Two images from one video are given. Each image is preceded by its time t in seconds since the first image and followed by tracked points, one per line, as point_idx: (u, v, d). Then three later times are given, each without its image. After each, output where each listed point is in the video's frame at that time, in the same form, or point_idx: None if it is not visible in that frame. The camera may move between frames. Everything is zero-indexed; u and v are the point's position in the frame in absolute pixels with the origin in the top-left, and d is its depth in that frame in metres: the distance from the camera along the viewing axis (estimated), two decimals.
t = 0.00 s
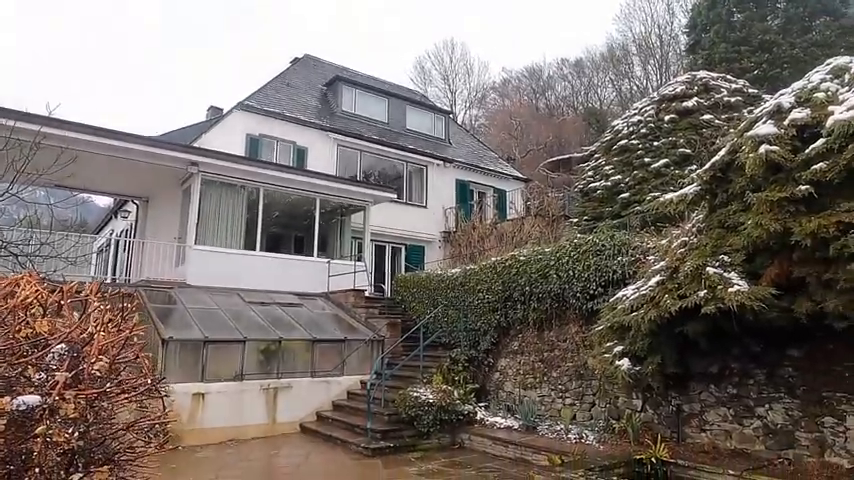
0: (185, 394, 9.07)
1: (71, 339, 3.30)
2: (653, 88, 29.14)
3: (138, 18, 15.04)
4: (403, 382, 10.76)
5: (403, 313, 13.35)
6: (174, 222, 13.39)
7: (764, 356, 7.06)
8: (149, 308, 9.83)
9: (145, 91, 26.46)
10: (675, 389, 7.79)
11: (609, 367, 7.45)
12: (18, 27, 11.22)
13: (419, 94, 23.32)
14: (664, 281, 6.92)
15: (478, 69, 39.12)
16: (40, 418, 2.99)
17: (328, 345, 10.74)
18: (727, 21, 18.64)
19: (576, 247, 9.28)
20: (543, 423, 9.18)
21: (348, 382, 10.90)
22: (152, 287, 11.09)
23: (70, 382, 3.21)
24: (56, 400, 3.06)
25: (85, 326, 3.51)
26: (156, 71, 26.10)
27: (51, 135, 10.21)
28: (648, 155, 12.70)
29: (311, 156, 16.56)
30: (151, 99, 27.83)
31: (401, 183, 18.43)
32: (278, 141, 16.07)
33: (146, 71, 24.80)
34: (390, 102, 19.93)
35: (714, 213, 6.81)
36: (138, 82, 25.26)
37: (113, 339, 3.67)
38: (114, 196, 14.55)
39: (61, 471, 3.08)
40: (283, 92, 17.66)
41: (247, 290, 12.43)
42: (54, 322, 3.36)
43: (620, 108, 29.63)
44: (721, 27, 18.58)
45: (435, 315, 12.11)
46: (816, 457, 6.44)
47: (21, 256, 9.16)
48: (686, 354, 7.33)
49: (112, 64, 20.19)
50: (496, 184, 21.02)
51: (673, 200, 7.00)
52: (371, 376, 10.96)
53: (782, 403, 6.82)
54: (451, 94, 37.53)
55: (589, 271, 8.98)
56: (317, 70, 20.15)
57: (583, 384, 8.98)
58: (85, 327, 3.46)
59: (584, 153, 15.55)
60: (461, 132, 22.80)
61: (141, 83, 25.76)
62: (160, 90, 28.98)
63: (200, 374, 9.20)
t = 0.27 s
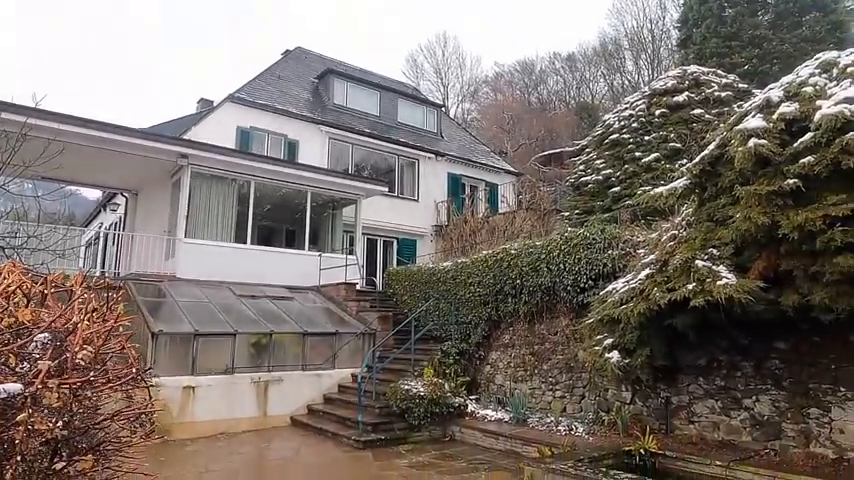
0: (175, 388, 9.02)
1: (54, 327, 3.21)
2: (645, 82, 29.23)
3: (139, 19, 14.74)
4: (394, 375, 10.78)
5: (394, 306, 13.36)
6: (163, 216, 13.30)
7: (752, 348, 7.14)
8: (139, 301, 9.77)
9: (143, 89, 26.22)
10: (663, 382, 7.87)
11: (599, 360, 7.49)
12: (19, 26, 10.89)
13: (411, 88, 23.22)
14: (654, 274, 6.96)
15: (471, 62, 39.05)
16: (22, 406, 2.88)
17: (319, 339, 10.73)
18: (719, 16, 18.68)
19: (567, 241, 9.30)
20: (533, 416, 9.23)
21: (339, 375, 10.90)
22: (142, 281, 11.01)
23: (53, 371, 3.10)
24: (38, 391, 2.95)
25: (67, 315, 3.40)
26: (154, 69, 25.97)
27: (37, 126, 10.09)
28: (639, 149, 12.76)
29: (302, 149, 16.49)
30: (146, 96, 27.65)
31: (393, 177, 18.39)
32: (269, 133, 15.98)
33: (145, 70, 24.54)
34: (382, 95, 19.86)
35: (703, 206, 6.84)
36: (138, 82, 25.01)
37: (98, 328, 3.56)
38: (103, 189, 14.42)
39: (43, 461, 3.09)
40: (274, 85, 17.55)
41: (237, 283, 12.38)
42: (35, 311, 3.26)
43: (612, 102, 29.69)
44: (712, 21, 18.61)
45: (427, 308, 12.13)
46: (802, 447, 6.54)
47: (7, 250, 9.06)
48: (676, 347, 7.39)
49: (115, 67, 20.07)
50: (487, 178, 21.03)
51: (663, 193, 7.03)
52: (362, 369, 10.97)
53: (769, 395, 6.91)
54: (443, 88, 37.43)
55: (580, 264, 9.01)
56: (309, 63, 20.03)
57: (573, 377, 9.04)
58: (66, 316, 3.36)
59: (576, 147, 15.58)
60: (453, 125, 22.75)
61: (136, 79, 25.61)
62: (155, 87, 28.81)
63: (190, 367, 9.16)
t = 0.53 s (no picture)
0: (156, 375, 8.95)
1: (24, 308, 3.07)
2: (628, 72, 29.38)
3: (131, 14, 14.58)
4: (377, 362, 10.81)
5: (377, 293, 13.36)
6: (142, 202, 13.09)
7: (727, 333, 7.29)
8: (118, 288, 9.63)
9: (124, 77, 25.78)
10: (642, 367, 8.01)
11: (579, 346, 7.59)
12: (14, 26, 10.22)
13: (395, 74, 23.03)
14: (633, 261, 7.05)
15: (455, 49, 38.84)
16: None
17: (301, 326, 10.71)
18: (701, 5, 18.77)
19: (549, 228, 9.37)
20: (514, 401, 9.34)
21: (322, 362, 10.91)
22: (120, 267, 10.84)
23: (23, 352, 2.97)
24: (8, 371, 2.79)
25: (37, 296, 3.26)
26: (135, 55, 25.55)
27: (10, 109, 9.84)
28: (621, 138, 12.86)
29: (284, 135, 16.31)
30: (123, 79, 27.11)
31: (376, 164, 18.27)
32: (250, 119, 15.78)
33: (131, 60, 24.19)
34: (365, 81, 19.66)
35: (682, 194, 6.92)
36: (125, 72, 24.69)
37: (71, 309, 3.43)
38: (80, 174, 14.14)
39: (13, 442, 2.99)
40: (256, 69, 17.30)
41: (218, 270, 12.26)
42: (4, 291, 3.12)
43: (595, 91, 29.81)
44: (694, 11, 18.71)
45: (410, 295, 12.16)
46: (774, 429, 6.73)
47: None
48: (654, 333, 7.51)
49: (113, 63, 19.96)
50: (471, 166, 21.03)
51: (643, 181, 7.10)
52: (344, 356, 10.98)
53: (743, 379, 7.08)
54: (427, 75, 37.23)
55: (561, 252, 9.09)
56: (291, 47, 19.76)
57: (554, 363, 9.16)
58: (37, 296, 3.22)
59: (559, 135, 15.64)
60: (436, 113, 22.66)
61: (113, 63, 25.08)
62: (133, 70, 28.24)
63: (171, 355, 9.08)
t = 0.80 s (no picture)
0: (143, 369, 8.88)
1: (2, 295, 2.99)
2: (617, 66, 29.46)
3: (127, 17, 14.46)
4: (366, 354, 10.82)
5: (366, 286, 13.35)
6: (129, 194, 12.94)
7: (713, 325, 7.38)
8: (104, 281, 9.54)
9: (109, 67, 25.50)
10: (628, 358, 8.10)
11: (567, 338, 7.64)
12: (20, 33, 9.59)
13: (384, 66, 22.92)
14: (621, 254, 7.09)
15: (445, 42, 38.70)
16: None
17: (290, 318, 10.68)
18: None
19: (538, 221, 9.40)
20: (502, 393, 9.40)
21: (310, 355, 10.89)
22: (107, 260, 10.72)
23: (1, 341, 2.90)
24: None
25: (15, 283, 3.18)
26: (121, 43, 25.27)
27: None
28: (610, 132, 12.92)
29: (273, 127, 16.19)
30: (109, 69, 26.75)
31: (366, 157, 18.19)
32: (238, 110, 15.65)
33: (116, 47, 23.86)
34: (354, 73, 19.54)
35: (669, 187, 6.96)
36: (111, 64, 24.36)
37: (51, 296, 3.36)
38: (65, 166, 13.95)
39: None
40: (244, 61, 17.13)
41: (206, 263, 12.18)
42: None
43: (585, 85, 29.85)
44: (683, 5, 18.75)
45: (399, 288, 12.16)
46: (757, 419, 6.84)
47: None
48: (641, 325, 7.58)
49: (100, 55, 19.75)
50: (461, 159, 21.01)
51: (631, 174, 7.13)
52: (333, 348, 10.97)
53: (728, 370, 7.18)
54: (417, 67, 37.09)
55: (550, 244, 9.13)
56: (279, 39, 19.59)
57: (542, 355, 9.22)
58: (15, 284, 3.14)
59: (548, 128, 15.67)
60: (426, 105, 22.59)
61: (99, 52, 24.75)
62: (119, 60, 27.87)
63: (158, 347, 9.03)
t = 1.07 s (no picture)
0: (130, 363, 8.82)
1: None
2: (608, 61, 29.53)
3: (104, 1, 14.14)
4: (356, 348, 10.82)
5: (356, 280, 13.33)
6: (115, 186, 12.80)
7: (700, 318, 7.45)
8: (91, 274, 9.43)
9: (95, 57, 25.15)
10: (617, 351, 8.17)
11: (555, 331, 7.68)
12: None
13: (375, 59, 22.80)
14: (609, 247, 7.13)
15: (436, 35, 38.58)
16: None
17: (280, 312, 10.65)
18: None
19: (527, 215, 9.42)
20: (492, 385, 9.45)
21: (300, 349, 10.88)
22: (93, 253, 10.60)
23: None
24: None
25: None
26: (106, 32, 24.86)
27: None
28: (600, 126, 12.97)
29: (262, 120, 16.08)
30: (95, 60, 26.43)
31: (356, 150, 18.12)
32: (227, 102, 15.52)
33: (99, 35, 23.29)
34: (344, 66, 19.42)
35: (657, 181, 7.00)
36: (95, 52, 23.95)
37: (29, 285, 3.30)
38: (50, 158, 13.77)
39: None
40: (232, 52, 16.98)
41: (194, 256, 12.09)
42: None
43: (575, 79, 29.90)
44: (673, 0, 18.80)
45: (389, 282, 12.15)
46: (743, 411, 6.93)
47: None
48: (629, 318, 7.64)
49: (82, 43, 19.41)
50: (451, 152, 20.99)
51: (620, 168, 7.15)
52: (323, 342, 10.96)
53: (714, 362, 7.26)
54: (408, 61, 36.96)
55: (539, 238, 9.16)
56: (268, 30, 19.42)
57: (531, 348, 9.26)
58: None
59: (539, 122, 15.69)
60: (417, 99, 22.53)
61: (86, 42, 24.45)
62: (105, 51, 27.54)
63: (146, 341, 8.97)
